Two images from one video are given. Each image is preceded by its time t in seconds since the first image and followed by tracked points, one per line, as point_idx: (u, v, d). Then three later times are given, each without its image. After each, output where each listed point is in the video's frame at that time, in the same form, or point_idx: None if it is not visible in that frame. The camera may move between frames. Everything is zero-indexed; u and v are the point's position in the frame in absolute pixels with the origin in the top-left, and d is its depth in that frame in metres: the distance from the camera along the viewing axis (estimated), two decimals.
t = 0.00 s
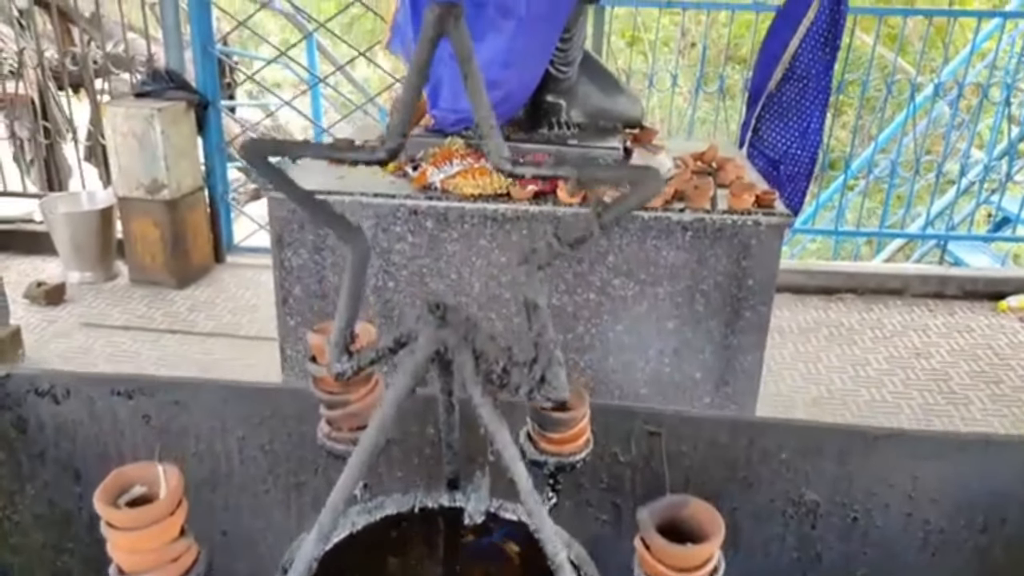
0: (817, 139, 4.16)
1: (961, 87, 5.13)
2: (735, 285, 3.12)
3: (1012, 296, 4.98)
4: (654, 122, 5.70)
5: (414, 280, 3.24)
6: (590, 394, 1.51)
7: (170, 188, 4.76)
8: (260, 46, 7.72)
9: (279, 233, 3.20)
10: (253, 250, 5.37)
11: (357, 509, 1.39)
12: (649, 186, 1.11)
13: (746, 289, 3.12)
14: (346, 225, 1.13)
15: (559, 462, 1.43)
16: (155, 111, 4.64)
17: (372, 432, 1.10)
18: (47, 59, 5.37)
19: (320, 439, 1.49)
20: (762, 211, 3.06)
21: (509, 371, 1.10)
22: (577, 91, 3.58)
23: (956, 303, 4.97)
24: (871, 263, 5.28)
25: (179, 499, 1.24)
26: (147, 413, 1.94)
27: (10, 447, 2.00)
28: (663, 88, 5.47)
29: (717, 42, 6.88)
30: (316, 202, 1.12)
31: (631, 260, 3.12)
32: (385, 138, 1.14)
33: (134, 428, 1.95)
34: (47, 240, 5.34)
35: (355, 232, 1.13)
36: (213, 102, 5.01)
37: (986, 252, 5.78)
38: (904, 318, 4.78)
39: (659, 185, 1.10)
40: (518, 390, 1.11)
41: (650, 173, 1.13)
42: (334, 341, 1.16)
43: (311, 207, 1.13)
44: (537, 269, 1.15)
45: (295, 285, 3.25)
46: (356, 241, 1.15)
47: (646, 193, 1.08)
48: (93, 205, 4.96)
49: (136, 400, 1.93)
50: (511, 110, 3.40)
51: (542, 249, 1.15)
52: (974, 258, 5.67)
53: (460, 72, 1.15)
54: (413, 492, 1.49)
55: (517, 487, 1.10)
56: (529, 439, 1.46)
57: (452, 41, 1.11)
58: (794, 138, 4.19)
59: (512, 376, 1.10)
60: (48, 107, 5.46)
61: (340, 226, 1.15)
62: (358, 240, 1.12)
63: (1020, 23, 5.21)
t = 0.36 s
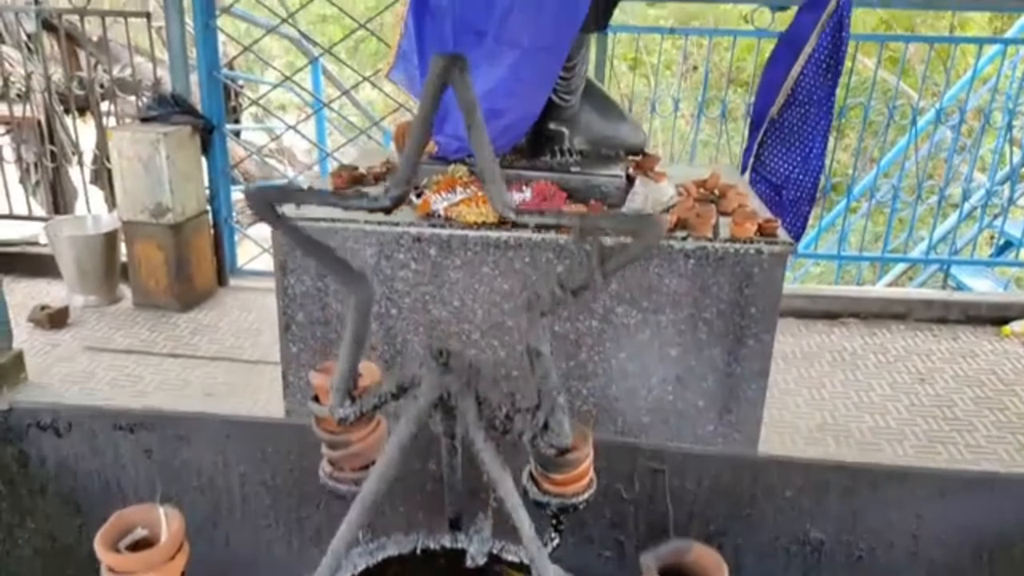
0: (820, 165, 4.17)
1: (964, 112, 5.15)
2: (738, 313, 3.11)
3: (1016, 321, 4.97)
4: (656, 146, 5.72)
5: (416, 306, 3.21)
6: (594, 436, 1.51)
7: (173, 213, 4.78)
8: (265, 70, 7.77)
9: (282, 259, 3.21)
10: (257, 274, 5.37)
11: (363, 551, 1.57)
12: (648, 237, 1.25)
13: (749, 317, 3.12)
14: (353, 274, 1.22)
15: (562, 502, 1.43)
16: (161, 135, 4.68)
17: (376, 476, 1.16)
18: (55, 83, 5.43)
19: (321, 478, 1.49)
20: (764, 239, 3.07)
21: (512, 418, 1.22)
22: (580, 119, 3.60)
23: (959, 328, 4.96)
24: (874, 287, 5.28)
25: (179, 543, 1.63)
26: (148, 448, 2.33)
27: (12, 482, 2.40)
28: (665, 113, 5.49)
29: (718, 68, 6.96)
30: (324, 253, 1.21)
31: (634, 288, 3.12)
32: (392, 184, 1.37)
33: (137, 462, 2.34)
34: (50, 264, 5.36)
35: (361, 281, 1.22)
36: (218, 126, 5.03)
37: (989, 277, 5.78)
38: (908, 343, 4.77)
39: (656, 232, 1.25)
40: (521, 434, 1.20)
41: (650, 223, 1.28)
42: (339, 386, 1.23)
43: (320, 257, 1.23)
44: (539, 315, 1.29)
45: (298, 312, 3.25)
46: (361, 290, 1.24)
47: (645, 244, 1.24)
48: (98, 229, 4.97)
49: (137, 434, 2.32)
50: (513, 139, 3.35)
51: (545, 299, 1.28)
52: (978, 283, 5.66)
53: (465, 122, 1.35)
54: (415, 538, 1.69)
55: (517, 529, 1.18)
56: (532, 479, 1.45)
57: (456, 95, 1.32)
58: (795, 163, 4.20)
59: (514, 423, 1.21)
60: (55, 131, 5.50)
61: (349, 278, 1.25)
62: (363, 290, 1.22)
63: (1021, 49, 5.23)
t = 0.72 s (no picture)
0: (819, 191, 4.17)
1: (963, 138, 5.17)
2: (738, 342, 3.11)
3: (1016, 347, 4.97)
4: (656, 172, 5.74)
5: (416, 336, 3.19)
6: (594, 483, 1.52)
7: (174, 238, 4.79)
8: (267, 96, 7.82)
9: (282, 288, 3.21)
10: (257, 300, 5.38)
11: None
12: (651, 292, 1.25)
13: (749, 346, 3.12)
14: (354, 323, 1.26)
15: (563, 547, 1.42)
16: (163, 162, 4.69)
17: (378, 524, 1.16)
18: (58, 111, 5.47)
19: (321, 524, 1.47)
20: (765, 269, 3.09)
21: (512, 469, 1.24)
22: (580, 148, 3.63)
23: (960, 354, 4.95)
24: (875, 313, 5.28)
25: None
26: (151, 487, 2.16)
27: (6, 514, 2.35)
28: (664, 140, 5.53)
29: (717, 96, 7.03)
30: (324, 303, 1.25)
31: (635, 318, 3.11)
32: (393, 237, 1.33)
33: (135, 501, 1.96)
34: (51, 290, 5.37)
35: (362, 329, 1.26)
36: (219, 152, 5.06)
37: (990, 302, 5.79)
38: (909, 370, 4.76)
39: (659, 289, 1.26)
40: (522, 484, 1.22)
41: (653, 279, 1.28)
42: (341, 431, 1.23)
43: (323, 305, 1.25)
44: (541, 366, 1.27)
45: (298, 341, 3.25)
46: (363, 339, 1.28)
47: (649, 298, 1.23)
48: (99, 254, 4.98)
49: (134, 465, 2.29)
50: (514, 168, 3.25)
51: (547, 348, 1.21)
52: (979, 308, 5.67)
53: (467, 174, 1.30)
54: None
55: None
56: (533, 524, 1.44)
57: (459, 147, 1.29)
58: (795, 189, 4.21)
59: (515, 473, 1.24)
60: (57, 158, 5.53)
61: (351, 326, 1.28)
62: (364, 335, 1.24)
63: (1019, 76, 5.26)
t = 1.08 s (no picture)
0: (821, 215, 4.19)
1: (965, 161, 5.18)
2: (742, 369, 3.11)
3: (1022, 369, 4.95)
4: (659, 194, 5.76)
5: (420, 362, 3.19)
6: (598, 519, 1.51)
7: (179, 261, 4.80)
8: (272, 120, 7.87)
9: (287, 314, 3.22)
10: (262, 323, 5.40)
11: None
12: (654, 337, 1.27)
13: (753, 373, 3.12)
14: (360, 369, 1.28)
15: None
16: (169, 186, 4.72)
17: (384, 568, 1.16)
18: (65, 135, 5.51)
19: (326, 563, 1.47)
20: (768, 295, 3.10)
21: (517, 514, 1.28)
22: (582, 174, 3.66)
23: (965, 376, 4.94)
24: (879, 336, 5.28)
25: None
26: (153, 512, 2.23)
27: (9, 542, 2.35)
28: (667, 163, 5.55)
29: (719, 119, 7.07)
30: (329, 346, 1.27)
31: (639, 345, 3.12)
32: (399, 282, 1.35)
33: (139, 532, 1.98)
34: (56, 313, 5.38)
35: (368, 374, 1.27)
36: (225, 175, 5.08)
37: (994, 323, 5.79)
38: (914, 393, 4.75)
39: (661, 334, 1.27)
40: (527, 530, 1.24)
41: (655, 326, 1.30)
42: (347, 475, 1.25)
43: (328, 350, 1.28)
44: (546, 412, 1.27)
45: (302, 367, 3.26)
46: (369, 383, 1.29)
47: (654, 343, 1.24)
48: (104, 276, 5.00)
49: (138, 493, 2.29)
50: (516, 193, 3.21)
51: (550, 395, 1.27)
52: (984, 330, 5.66)
53: (472, 223, 1.32)
54: None
55: None
56: (539, 564, 1.42)
57: (463, 194, 1.31)
58: (798, 213, 4.21)
59: (519, 519, 1.28)
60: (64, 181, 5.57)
61: (356, 373, 1.29)
62: (369, 379, 1.26)
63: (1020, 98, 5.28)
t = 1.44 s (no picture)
0: (826, 234, 4.19)
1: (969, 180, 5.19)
2: (747, 391, 3.11)
3: None
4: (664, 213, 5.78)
5: (425, 383, 3.20)
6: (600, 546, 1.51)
7: (186, 280, 4.82)
8: (278, 139, 7.92)
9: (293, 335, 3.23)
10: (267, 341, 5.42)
11: None
12: (658, 376, 1.28)
13: (759, 394, 3.12)
14: (368, 404, 1.29)
15: None
16: (176, 206, 4.76)
17: None
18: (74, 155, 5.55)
19: None
20: (772, 317, 3.10)
21: (523, 549, 1.29)
22: (586, 196, 3.67)
23: (971, 396, 4.92)
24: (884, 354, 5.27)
25: None
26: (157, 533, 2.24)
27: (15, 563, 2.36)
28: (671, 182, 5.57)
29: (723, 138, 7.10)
30: (338, 382, 1.27)
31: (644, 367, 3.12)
32: (406, 319, 1.36)
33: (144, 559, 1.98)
34: (63, 332, 5.41)
35: (376, 409, 1.28)
36: (231, 195, 5.13)
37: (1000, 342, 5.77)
38: (920, 412, 4.73)
39: (665, 372, 1.29)
40: (533, 565, 1.24)
41: (659, 364, 1.31)
42: (355, 509, 1.26)
43: (336, 385, 1.28)
44: (551, 448, 1.28)
45: (307, 388, 3.26)
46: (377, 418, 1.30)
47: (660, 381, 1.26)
48: (111, 295, 5.05)
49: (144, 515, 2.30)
50: (521, 217, 3.18)
51: (557, 431, 1.29)
52: (990, 348, 5.65)
53: (480, 264, 1.34)
54: None
55: None
56: None
57: (471, 234, 1.33)
58: (802, 232, 4.21)
59: (525, 554, 1.28)
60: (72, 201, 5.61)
61: (364, 407, 1.30)
62: (377, 415, 1.26)
63: None
